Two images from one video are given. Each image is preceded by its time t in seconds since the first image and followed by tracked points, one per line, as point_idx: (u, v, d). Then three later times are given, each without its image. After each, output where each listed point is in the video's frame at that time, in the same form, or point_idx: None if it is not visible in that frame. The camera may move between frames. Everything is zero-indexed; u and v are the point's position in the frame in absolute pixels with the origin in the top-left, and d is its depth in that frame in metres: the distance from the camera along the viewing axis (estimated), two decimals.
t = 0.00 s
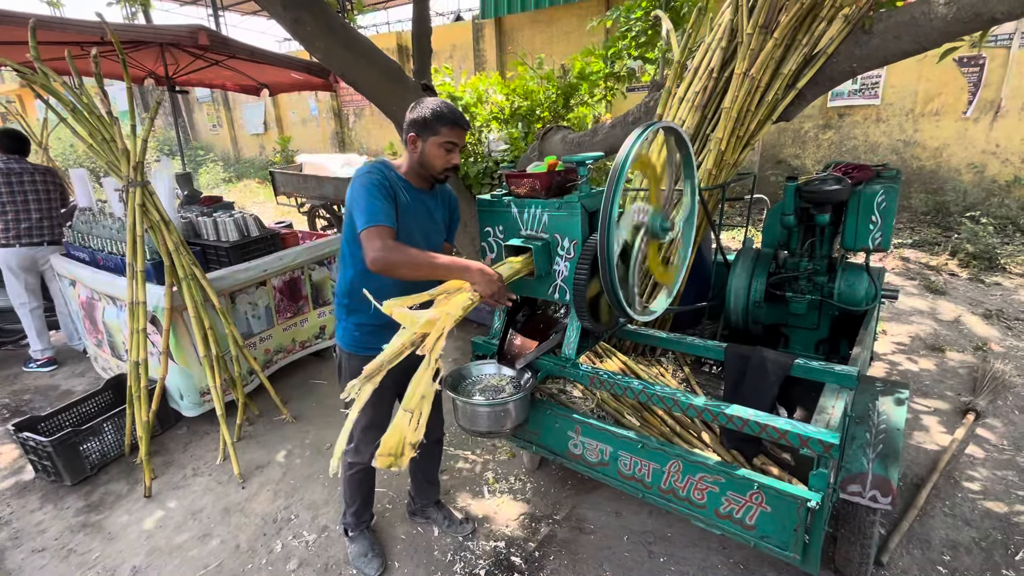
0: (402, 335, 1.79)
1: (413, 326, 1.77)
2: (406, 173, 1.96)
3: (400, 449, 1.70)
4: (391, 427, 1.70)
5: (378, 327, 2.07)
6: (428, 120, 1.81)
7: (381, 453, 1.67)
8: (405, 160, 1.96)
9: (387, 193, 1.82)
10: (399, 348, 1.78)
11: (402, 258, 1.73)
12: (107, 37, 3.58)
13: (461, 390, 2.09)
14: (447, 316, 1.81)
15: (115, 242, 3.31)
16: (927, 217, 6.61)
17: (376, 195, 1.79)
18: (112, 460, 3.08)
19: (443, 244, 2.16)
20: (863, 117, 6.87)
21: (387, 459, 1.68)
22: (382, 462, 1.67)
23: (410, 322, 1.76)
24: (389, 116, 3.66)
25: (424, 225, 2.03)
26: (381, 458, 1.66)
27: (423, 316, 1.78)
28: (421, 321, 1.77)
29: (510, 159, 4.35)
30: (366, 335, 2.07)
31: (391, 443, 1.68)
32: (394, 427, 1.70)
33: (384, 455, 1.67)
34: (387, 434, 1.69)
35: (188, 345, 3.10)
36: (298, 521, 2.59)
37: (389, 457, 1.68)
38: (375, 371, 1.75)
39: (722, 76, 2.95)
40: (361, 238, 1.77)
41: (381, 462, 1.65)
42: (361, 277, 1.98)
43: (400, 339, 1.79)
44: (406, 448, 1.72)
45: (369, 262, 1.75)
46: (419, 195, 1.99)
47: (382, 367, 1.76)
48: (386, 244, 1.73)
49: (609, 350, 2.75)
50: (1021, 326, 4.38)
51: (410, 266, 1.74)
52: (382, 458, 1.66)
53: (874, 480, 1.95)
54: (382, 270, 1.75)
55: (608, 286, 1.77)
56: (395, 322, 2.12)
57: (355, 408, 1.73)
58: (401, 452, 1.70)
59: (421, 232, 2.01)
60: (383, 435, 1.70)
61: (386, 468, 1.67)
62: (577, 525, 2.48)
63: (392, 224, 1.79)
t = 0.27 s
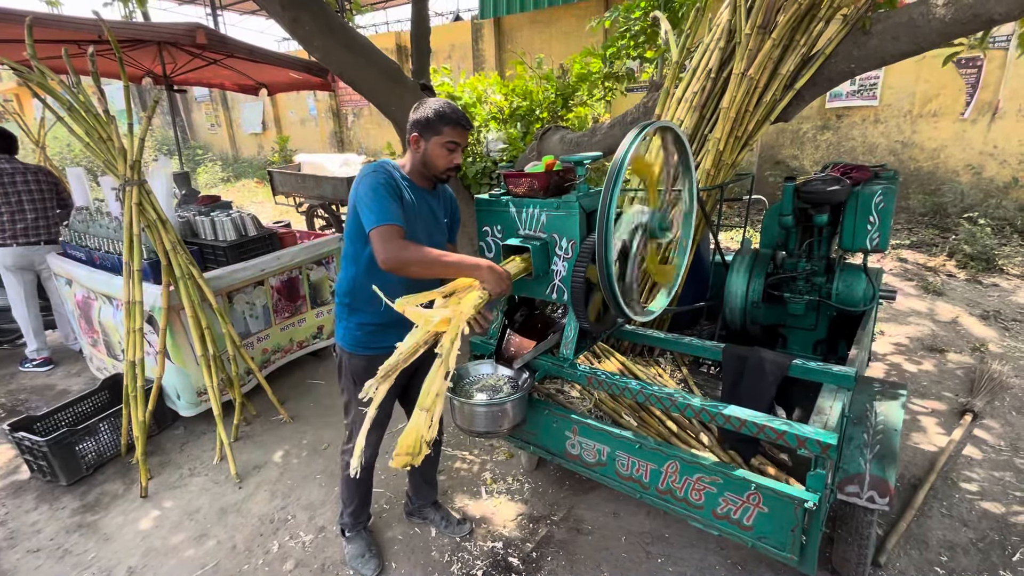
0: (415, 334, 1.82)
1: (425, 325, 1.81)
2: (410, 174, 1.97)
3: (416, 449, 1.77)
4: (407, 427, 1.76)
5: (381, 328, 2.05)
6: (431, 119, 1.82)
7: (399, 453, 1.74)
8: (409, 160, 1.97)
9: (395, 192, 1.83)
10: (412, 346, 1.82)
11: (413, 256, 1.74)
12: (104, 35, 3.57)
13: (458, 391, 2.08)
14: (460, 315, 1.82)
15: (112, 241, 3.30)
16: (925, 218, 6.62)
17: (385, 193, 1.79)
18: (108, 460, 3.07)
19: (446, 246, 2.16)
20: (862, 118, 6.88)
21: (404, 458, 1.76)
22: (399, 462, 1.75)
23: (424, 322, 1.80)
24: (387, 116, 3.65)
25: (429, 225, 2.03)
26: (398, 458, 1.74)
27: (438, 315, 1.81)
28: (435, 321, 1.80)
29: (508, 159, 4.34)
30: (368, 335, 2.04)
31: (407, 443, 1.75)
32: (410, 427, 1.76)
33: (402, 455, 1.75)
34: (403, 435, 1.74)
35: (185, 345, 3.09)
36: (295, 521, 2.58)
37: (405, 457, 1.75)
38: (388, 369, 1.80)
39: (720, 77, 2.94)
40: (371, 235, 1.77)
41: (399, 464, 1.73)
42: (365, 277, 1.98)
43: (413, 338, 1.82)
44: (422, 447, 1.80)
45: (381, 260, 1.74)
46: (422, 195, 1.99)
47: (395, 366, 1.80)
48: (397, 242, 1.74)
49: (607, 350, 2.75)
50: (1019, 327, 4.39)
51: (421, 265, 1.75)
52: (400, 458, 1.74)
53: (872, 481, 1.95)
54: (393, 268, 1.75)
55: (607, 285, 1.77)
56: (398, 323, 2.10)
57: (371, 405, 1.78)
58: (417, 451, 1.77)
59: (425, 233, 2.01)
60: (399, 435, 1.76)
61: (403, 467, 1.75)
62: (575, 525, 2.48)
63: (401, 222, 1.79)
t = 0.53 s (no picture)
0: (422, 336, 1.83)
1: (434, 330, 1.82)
2: (410, 174, 1.96)
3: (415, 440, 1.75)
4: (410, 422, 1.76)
5: (381, 328, 2.04)
6: (431, 119, 1.81)
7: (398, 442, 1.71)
8: (408, 160, 1.96)
9: (397, 192, 1.82)
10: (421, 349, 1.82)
11: (421, 255, 1.73)
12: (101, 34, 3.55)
13: (454, 392, 2.08)
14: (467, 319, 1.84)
15: (108, 241, 3.28)
16: (923, 220, 6.63)
17: (388, 193, 1.78)
18: (103, 461, 3.05)
19: (446, 246, 2.16)
20: (859, 119, 6.89)
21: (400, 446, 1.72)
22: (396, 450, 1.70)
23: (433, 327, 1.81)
24: (385, 116, 3.64)
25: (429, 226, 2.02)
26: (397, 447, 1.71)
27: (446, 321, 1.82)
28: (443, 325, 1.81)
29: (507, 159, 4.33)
30: (368, 336, 2.03)
31: (409, 435, 1.74)
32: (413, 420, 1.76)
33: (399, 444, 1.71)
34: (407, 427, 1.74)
35: (181, 346, 3.07)
36: (291, 523, 2.57)
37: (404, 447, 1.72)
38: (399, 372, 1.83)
39: (718, 78, 2.94)
40: (377, 236, 1.75)
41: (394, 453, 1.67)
42: (366, 277, 1.97)
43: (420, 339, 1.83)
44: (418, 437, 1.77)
45: (389, 260, 1.73)
46: (422, 195, 1.98)
47: (404, 369, 1.83)
48: (405, 242, 1.73)
49: (605, 351, 2.74)
50: (1016, 328, 4.40)
51: (429, 265, 1.75)
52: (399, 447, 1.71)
53: (869, 483, 1.94)
54: (402, 269, 1.74)
55: (604, 286, 1.76)
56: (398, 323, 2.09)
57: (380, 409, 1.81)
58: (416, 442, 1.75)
59: (427, 233, 2.00)
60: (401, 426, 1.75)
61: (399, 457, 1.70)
62: (572, 527, 2.47)
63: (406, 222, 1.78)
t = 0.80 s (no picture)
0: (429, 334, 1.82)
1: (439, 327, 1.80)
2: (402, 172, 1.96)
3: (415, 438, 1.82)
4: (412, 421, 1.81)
5: (380, 328, 2.04)
6: (420, 117, 1.82)
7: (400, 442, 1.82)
8: (400, 159, 1.96)
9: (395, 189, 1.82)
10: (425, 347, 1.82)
11: (424, 249, 1.72)
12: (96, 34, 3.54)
13: (453, 394, 2.07)
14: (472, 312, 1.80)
15: (103, 241, 3.27)
16: (918, 221, 6.65)
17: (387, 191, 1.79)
18: (99, 463, 3.04)
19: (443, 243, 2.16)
20: (855, 121, 6.91)
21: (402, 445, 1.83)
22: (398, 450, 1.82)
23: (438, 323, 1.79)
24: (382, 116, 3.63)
25: (426, 224, 2.02)
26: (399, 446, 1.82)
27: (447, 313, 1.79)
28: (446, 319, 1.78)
29: (504, 160, 4.33)
30: (367, 336, 2.03)
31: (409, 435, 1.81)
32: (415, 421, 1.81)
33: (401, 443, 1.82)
34: (407, 428, 1.80)
35: (177, 347, 3.06)
36: (288, 525, 2.56)
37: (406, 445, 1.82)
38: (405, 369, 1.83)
39: (716, 79, 2.94)
40: (377, 232, 1.75)
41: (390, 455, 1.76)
42: (364, 276, 1.96)
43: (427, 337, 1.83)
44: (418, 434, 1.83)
45: (393, 255, 1.73)
46: (417, 192, 1.98)
47: (410, 363, 1.83)
48: (407, 236, 1.72)
49: (603, 353, 2.74)
50: (1011, 329, 4.42)
51: (433, 258, 1.73)
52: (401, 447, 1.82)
53: (867, 484, 1.94)
54: (406, 263, 1.73)
55: (602, 285, 1.76)
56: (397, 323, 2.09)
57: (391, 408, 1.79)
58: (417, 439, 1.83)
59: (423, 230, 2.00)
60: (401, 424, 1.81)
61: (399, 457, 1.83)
62: (570, 529, 2.47)
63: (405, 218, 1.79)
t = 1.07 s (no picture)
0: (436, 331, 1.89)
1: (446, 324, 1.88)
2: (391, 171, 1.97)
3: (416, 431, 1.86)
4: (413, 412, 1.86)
5: (382, 326, 2.03)
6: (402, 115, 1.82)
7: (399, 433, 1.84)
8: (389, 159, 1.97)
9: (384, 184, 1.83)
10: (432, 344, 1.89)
11: (416, 237, 1.73)
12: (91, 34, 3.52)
13: (450, 395, 2.07)
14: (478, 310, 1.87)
15: (99, 243, 3.25)
16: (913, 222, 6.69)
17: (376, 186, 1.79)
18: (94, 465, 3.02)
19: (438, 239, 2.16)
20: (851, 122, 6.94)
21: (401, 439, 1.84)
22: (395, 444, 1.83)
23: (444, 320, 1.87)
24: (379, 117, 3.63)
25: (418, 221, 2.03)
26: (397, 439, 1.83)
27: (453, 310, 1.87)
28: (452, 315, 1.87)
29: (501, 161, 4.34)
30: (369, 335, 2.02)
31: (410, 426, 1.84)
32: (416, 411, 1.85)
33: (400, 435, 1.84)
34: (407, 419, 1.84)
35: (173, 349, 3.04)
36: (285, 527, 2.55)
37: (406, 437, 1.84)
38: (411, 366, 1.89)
39: (712, 81, 2.95)
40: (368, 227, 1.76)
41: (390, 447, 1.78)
42: (362, 274, 1.96)
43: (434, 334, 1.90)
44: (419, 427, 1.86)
45: (385, 246, 1.73)
46: (407, 190, 1.98)
47: (417, 357, 1.89)
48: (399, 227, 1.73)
49: (600, 354, 2.75)
50: (1005, 329, 4.45)
51: (427, 246, 1.74)
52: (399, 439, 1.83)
53: (863, 484, 1.95)
54: (399, 253, 1.74)
55: (597, 285, 1.75)
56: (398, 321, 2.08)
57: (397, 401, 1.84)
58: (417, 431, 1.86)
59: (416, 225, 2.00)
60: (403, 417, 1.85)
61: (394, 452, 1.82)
62: (567, 530, 2.47)
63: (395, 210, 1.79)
